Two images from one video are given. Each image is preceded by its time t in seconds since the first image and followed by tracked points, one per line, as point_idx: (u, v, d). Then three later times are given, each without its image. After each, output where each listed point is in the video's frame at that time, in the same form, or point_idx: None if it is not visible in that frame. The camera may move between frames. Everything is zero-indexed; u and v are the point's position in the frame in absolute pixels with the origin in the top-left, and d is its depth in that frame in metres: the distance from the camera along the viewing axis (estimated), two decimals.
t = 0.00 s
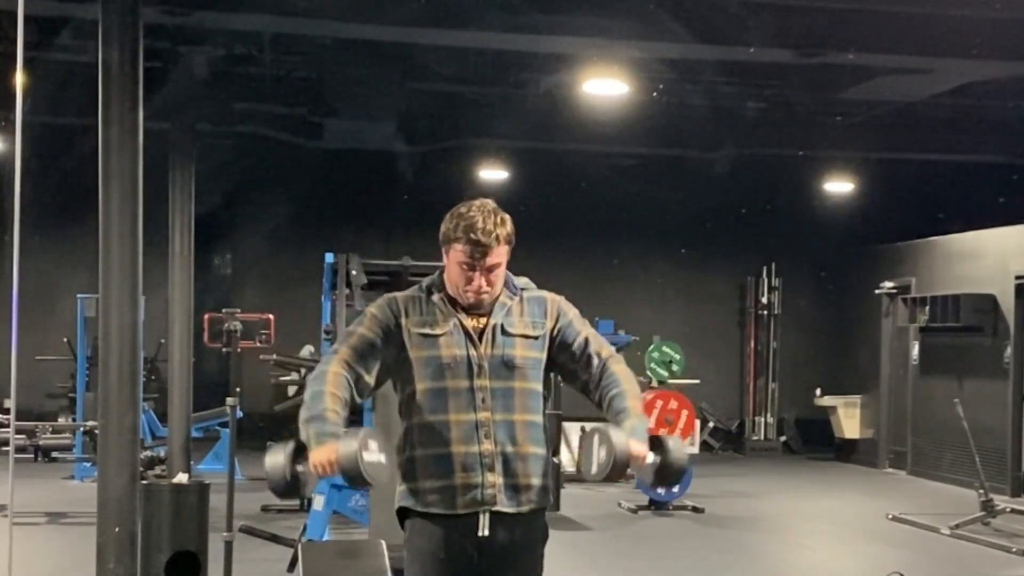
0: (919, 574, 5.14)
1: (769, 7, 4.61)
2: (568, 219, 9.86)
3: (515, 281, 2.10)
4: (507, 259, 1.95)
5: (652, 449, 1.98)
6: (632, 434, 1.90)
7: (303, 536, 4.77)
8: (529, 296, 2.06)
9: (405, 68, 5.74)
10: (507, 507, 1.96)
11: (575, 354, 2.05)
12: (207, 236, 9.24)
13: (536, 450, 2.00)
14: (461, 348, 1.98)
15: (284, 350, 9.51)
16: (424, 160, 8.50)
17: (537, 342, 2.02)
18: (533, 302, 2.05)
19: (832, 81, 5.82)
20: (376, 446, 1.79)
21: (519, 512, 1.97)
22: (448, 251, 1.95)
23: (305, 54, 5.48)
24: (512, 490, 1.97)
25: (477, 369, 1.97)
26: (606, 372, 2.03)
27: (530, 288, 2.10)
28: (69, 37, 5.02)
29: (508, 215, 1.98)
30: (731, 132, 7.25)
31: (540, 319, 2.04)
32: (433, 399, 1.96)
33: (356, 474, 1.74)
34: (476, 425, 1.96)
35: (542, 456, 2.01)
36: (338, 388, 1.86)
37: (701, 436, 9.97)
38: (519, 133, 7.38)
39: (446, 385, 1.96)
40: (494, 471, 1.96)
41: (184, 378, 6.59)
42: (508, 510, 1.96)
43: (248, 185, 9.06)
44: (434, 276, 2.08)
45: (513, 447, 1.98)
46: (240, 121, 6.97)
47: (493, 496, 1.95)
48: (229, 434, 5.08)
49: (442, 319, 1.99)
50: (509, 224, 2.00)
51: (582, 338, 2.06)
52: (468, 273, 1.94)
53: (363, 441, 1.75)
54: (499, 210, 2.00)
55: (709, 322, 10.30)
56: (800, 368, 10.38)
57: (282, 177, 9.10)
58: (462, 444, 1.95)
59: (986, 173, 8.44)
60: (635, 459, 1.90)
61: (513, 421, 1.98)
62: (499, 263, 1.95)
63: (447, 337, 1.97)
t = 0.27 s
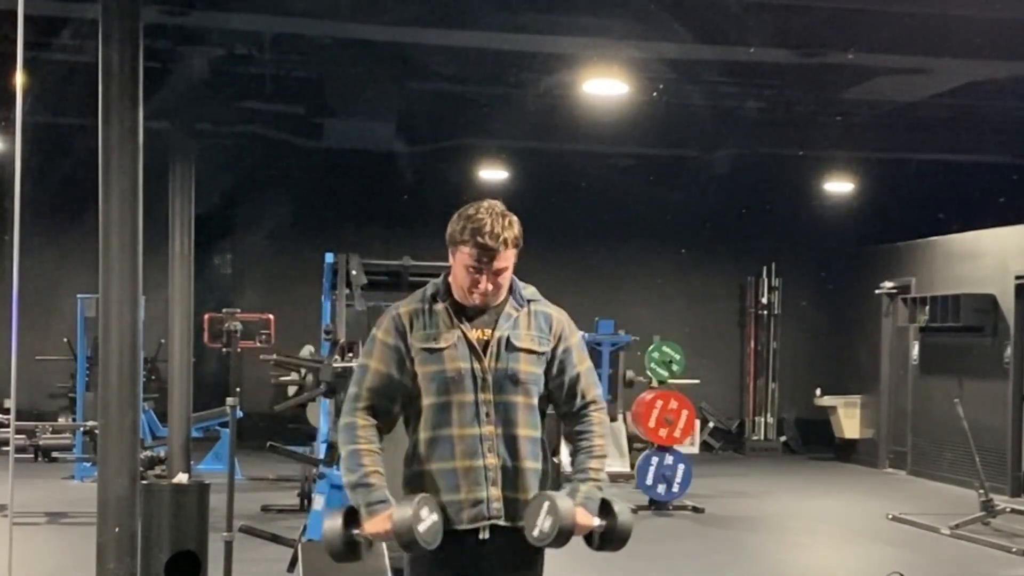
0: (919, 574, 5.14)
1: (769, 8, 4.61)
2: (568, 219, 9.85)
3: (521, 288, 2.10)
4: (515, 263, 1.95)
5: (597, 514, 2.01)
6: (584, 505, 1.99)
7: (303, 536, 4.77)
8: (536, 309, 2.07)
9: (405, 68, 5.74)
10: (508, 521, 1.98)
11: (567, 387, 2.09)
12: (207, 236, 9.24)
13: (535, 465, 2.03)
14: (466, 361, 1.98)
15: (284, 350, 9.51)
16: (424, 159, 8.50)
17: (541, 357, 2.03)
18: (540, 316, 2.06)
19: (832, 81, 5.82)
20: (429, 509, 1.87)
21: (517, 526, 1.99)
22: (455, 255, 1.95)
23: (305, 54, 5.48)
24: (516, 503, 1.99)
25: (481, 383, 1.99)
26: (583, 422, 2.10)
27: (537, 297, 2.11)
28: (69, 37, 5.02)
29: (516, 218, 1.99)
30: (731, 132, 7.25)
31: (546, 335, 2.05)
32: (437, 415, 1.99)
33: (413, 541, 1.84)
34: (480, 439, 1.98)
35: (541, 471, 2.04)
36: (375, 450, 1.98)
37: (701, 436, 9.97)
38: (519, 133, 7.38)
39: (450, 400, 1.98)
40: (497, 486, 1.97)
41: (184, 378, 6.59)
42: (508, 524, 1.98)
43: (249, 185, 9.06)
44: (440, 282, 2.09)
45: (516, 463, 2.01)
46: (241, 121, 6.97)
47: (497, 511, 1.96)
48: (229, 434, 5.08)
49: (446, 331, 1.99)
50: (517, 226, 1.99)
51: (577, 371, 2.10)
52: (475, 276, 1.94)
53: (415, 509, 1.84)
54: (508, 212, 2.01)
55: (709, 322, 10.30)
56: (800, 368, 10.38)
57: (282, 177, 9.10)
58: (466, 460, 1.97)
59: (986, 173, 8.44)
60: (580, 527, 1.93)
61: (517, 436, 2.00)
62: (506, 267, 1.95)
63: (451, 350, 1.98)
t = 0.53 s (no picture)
0: (918, 574, 5.14)
1: (769, 8, 4.61)
2: (568, 218, 9.84)
3: (523, 291, 2.16)
4: (517, 266, 1.99)
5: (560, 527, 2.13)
6: (546, 518, 2.09)
7: (303, 536, 4.77)
8: (538, 312, 2.14)
9: (405, 69, 5.74)
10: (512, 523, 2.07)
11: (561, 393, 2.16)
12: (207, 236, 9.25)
13: (537, 469, 2.11)
14: (468, 367, 2.05)
15: (284, 350, 9.52)
16: (424, 159, 8.51)
17: (542, 362, 2.11)
18: (541, 321, 2.13)
19: (831, 82, 5.83)
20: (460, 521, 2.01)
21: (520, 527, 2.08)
22: (457, 259, 1.98)
23: (305, 54, 5.48)
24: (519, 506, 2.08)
25: (484, 388, 2.05)
26: (566, 431, 2.16)
27: (539, 301, 2.17)
28: (69, 37, 5.02)
29: (519, 222, 2.03)
30: (731, 132, 7.25)
31: (547, 341, 2.12)
32: (441, 422, 2.06)
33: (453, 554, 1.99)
34: (483, 444, 2.05)
35: (542, 474, 2.13)
36: (399, 464, 2.08)
37: (701, 436, 9.96)
38: (519, 133, 7.38)
39: (455, 406, 2.05)
40: (500, 490, 2.06)
41: (184, 378, 6.60)
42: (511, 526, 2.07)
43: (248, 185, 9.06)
44: (443, 285, 2.14)
45: (518, 467, 2.09)
46: (241, 121, 6.97)
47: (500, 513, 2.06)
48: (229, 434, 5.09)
49: (448, 338, 2.06)
50: (519, 229, 2.03)
51: (573, 377, 2.17)
52: (477, 280, 1.98)
53: (450, 523, 1.98)
54: (510, 215, 2.05)
55: (709, 322, 10.30)
56: (800, 368, 10.38)
57: (282, 177, 9.10)
58: (470, 465, 2.05)
59: (986, 172, 8.44)
60: (540, 539, 2.05)
61: (520, 441, 2.08)
62: (509, 270, 1.99)
63: (453, 356, 2.05)
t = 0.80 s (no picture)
0: (918, 574, 5.14)
1: (769, 7, 4.61)
2: (568, 218, 9.85)
3: (522, 287, 2.10)
4: (515, 261, 1.95)
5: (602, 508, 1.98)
6: (586, 497, 1.96)
7: (303, 536, 4.77)
8: (537, 306, 2.07)
9: (405, 69, 5.75)
10: (513, 520, 1.98)
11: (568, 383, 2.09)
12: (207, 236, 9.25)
13: (538, 463, 2.03)
14: (467, 359, 1.98)
15: (284, 350, 9.51)
16: (424, 159, 8.51)
17: (544, 355, 2.03)
18: (541, 313, 2.06)
19: (832, 81, 5.82)
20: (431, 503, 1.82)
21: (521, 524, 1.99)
22: (455, 253, 1.95)
23: (305, 54, 5.48)
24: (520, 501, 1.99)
25: (483, 380, 1.98)
26: (583, 418, 2.10)
27: (538, 295, 2.11)
28: (69, 37, 5.02)
29: (515, 217, 1.99)
30: (731, 132, 7.25)
31: (547, 332, 2.05)
32: (439, 413, 1.98)
33: (419, 539, 1.80)
34: (483, 437, 1.98)
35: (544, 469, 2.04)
36: (376, 449, 1.97)
37: (701, 436, 9.97)
38: (519, 133, 7.38)
39: (453, 398, 1.98)
40: (500, 484, 1.98)
41: (185, 377, 6.59)
42: (511, 522, 1.98)
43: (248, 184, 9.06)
44: (441, 282, 2.08)
45: (518, 460, 2.00)
46: (241, 121, 6.97)
47: (500, 508, 1.97)
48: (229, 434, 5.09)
49: (447, 330, 1.99)
50: (516, 225, 1.99)
51: (577, 367, 2.10)
52: (474, 275, 1.94)
53: (416, 503, 1.80)
54: (507, 211, 2.01)
55: (709, 322, 10.30)
56: (800, 369, 10.38)
57: (282, 176, 9.09)
58: (469, 458, 1.97)
59: (986, 172, 8.44)
60: (581, 519, 1.92)
61: (520, 433, 2.01)
62: (506, 265, 1.95)
63: (453, 348, 1.98)
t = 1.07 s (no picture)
0: (919, 573, 5.14)
1: (769, 7, 4.61)
2: (568, 219, 9.85)
3: (516, 278, 2.10)
4: (510, 258, 1.96)
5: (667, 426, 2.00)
6: (647, 410, 1.92)
7: (303, 536, 4.77)
8: (532, 293, 2.06)
9: (405, 69, 5.75)
10: (515, 502, 1.96)
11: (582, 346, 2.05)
12: (207, 236, 9.25)
13: (540, 444, 2.00)
14: (464, 344, 1.98)
15: (284, 350, 9.51)
16: (424, 159, 8.51)
17: (541, 338, 2.02)
18: (535, 299, 2.05)
19: (832, 81, 5.82)
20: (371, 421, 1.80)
21: (524, 509, 1.98)
22: (451, 250, 1.95)
23: (305, 54, 5.48)
24: (518, 485, 1.97)
25: (480, 365, 1.97)
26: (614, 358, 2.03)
27: (532, 284, 2.10)
28: (70, 37, 5.03)
29: (510, 214, 1.99)
30: (731, 132, 7.26)
31: (543, 315, 2.04)
32: (436, 395, 1.96)
33: (353, 449, 1.75)
34: (480, 420, 1.96)
35: (546, 450, 2.02)
36: (336, 375, 1.86)
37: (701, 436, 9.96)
38: (520, 133, 7.38)
39: (451, 381, 1.96)
40: (499, 467, 1.96)
41: (184, 377, 6.59)
42: (514, 507, 1.96)
43: (248, 185, 9.06)
44: (437, 275, 2.08)
45: (518, 442, 1.98)
46: (241, 121, 6.97)
47: (499, 491, 1.95)
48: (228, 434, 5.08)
49: (444, 316, 1.99)
50: (511, 222, 1.99)
51: (586, 329, 2.06)
52: (470, 272, 1.95)
53: (357, 415, 1.77)
54: (502, 209, 2.00)
55: (709, 322, 10.30)
56: (800, 369, 10.38)
57: (282, 177, 9.09)
58: (468, 440, 1.95)
59: (986, 173, 8.44)
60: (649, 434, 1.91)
61: (518, 416, 1.98)
62: (501, 262, 1.95)
63: (450, 333, 1.98)
